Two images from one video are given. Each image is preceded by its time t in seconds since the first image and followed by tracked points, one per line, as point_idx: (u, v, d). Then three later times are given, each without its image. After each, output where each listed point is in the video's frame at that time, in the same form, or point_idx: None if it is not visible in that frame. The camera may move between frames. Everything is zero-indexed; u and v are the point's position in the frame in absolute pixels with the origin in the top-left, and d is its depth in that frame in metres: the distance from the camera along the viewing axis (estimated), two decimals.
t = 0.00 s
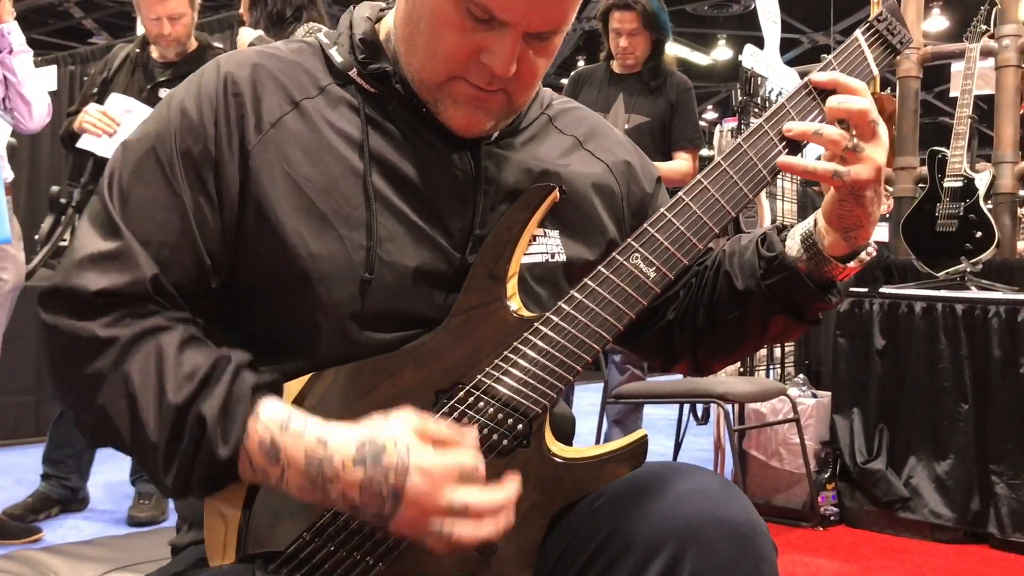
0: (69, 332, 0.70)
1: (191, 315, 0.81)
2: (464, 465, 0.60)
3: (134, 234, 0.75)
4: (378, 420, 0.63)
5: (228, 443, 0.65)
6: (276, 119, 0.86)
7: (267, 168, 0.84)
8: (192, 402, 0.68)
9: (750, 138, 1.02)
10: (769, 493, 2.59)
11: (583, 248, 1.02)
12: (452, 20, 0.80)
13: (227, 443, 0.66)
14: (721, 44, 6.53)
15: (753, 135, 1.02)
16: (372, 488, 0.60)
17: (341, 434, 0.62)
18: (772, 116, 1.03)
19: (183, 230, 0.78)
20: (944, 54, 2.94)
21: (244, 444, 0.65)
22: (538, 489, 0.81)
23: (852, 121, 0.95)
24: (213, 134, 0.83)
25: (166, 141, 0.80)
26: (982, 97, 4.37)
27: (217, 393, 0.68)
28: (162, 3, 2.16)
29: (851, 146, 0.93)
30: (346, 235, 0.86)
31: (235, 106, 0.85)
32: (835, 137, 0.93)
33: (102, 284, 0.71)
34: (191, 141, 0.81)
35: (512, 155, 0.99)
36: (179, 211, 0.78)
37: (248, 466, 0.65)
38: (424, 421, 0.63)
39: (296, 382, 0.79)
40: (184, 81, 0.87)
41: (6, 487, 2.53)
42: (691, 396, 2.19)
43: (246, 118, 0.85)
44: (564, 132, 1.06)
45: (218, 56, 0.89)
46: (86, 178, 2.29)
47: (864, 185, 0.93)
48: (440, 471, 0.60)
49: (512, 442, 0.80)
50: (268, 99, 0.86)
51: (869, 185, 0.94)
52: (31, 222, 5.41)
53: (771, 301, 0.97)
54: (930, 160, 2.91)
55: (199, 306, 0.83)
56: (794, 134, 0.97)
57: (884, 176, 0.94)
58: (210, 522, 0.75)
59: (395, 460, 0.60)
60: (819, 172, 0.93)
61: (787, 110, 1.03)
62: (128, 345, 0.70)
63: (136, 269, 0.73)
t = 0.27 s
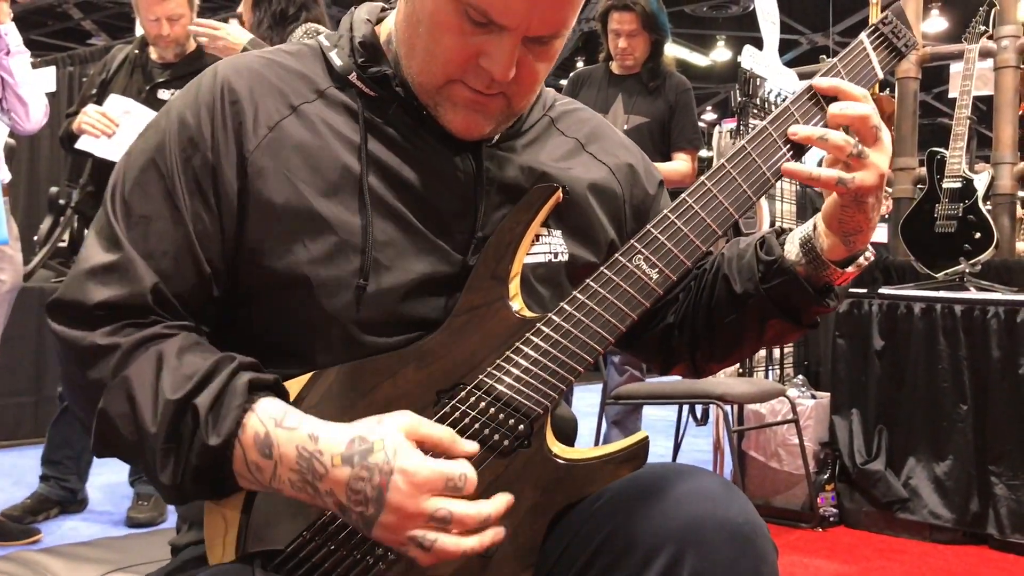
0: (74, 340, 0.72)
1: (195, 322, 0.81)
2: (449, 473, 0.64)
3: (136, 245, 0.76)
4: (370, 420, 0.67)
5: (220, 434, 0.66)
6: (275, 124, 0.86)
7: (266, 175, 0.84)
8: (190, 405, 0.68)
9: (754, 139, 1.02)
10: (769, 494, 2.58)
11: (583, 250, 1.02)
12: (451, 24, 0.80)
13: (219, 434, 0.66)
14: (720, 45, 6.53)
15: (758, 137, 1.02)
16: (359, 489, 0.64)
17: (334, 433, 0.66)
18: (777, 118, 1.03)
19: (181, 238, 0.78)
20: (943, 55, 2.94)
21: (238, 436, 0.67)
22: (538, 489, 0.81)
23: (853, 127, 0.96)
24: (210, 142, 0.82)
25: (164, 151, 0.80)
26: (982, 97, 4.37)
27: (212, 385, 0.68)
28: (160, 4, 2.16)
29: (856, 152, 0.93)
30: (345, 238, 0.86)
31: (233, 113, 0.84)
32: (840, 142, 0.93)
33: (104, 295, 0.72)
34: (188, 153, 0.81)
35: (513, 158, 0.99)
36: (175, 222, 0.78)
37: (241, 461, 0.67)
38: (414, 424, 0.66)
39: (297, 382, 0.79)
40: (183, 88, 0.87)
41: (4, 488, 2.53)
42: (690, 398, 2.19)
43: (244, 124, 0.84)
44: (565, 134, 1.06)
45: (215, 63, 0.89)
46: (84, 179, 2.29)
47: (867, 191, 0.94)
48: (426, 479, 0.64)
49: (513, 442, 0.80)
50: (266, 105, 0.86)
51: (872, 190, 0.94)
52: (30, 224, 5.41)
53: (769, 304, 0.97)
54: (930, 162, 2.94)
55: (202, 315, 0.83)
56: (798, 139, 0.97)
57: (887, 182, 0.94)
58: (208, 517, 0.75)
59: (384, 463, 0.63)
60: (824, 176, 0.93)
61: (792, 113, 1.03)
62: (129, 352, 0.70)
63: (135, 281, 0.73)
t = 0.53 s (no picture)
0: (54, 332, 0.71)
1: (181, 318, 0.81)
2: (436, 399, 0.58)
3: (119, 246, 0.75)
4: (342, 382, 0.60)
5: (213, 428, 0.66)
6: (271, 125, 0.86)
7: (262, 176, 0.84)
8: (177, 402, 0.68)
9: (751, 137, 1.02)
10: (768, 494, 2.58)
11: (580, 250, 1.02)
12: (449, 21, 0.80)
13: (213, 428, 0.66)
14: (720, 45, 6.53)
15: (755, 135, 1.02)
16: (359, 452, 0.58)
17: (314, 409, 0.61)
18: (773, 117, 1.03)
19: (171, 241, 0.78)
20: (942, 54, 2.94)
21: (229, 426, 0.66)
22: (536, 489, 0.81)
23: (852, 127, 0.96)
24: (204, 144, 0.82)
25: (155, 151, 0.80)
26: (981, 97, 4.37)
27: (198, 373, 0.69)
28: (159, 3, 2.16)
29: (854, 152, 0.93)
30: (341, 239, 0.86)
31: (229, 113, 0.84)
32: (838, 142, 0.92)
33: (85, 293, 0.72)
34: (182, 153, 0.81)
35: (510, 157, 0.99)
36: (166, 223, 0.78)
37: (239, 450, 0.66)
38: (383, 366, 0.60)
39: (296, 379, 0.79)
40: (178, 88, 0.87)
41: (4, 488, 2.53)
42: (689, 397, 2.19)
43: (239, 126, 0.84)
44: (563, 135, 1.06)
45: (210, 65, 0.89)
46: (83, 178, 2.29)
47: (866, 190, 0.93)
48: (414, 420, 0.57)
49: (509, 441, 0.80)
50: (263, 105, 0.86)
51: (871, 190, 0.93)
52: (31, 224, 5.41)
53: (766, 304, 0.97)
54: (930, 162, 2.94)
55: (188, 312, 0.82)
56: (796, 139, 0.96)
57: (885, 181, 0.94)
58: (205, 520, 0.75)
59: (370, 419, 0.57)
60: (821, 176, 0.92)
61: (788, 112, 1.03)
62: (111, 343, 0.70)
63: (118, 278, 0.73)
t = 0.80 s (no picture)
0: (74, 336, 0.71)
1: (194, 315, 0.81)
2: (455, 496, 0.64)
3: (132, 236, 0.76)
4: (390, 429, 0.68)
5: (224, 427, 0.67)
6: (272, 121, 0.86)
7: (264, 171, 0.84)
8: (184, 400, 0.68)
9: (748, 137, 1.02)
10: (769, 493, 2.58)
11: (580, 249, 1.02)
12: (448, 20, 0.80)
13: (234, 442, 0.68)
14: (720, 44, 6.53)
15: (752, 134, 1.02)
16: (364, 489, 0.65)
17: (348, 434, 0.68)
18: (771, 117, 1.03)
19: (178, 232, 0.78)
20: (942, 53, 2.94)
21: (249, 441, 0.68)
22: (537, 489, 0.81)
23: (848, 124, 0.95)
24: (208, 136, 0.83)
25: (162, 145, 0.80)
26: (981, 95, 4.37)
27: (214, 394, 0.69)
28: (160, 3, 2.16)
29: (848, 148, 0.92)
30: (341, 238, 0.86)
31: (230, 108, 0.85)
32: (831, 139, 0.92)
33: (104, 289, 0.72)
34: (188, 143, 0.81)
35: (509, 156, 0.99)
36: (174, 213, 0.78)
37: (252, 460, 0.69)
38: (433, 446, 0.67)
39: (297, 381, 0.79)
40: (180, 84, 0.87)
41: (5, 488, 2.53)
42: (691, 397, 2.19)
43: (241, 120, 0.85)
44: (562, 134, 1.06)
45: (214, 60, 0.89)
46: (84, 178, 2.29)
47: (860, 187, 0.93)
48: (432, 492, 0.64)
49: (510, 441, 0.80)
50: (264, 100, 0.86)
51: (865, 186, 0.93)
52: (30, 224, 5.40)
53: (764, 303, 0.97)
54: (929, 160, 2.90)
55: (199, 308, 0.82)
56: (789, 136, 0.96)
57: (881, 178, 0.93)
58: (207, 522, 0.75)
59: (393, 470, 0.65)
60: (814, 173, 0.92)
61: (786, 111, 1.03)
62: (132, 347, 0.71)
63: (138, 272, 0.74)
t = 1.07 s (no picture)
0: (68, 331, 0.71)
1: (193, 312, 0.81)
2: (444, 457, 0.61)
3: (131, 237, 0.75)
4: (372, 403, 0.66)
5: (214, 426, 0.67)
6: (273, 118, 0.86)
7: (265, 168, 0.84)
8: (180, 397, 0.68)
9: (751, 135, 1.01)
10: (770, 491, 2.58)
11: (581, 248, 1.02)
12: (447, 17, 0.80)
13: (214, 426, 0.67)
14: (721, 41, 6.51)
15: (755, 133, 1.02)
16: (353, 470, 0.63)
17: (330, 415, 0.66)
18: (772, 115, 1.03)
19: (178, 231, 0.78)
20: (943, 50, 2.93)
21: (232, 425, 0.67)
22: (538, 486, 0.81)
23: (851, 120, 0.95)
24: (209, 135, 0.82)
25: (163, 145, 0.80)
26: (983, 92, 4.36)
27: (203, 371, 0.69)
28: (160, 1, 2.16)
29: (852, 144, 0.93)
30: (342, 235, 0.86)
31: (231, 107, 0.85)
32: (836, 136, 0.93)
33: (100, 286, 0.72)
34: (189, 144, 0.81)
35: (510, 154, 0.99)
36: (175, 212, 0.78)
37: (237, 448, 0.68)
38: (415, 411, 0.64)
39: (297, 376, 0.79)
40: (181, 83, 0.87)
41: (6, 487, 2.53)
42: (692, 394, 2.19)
43: (242, 117, 0.84)
44: (564, 132, 1.06)
45: (214, 58, 0.89)
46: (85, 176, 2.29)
47: (866, 183, 0.93)
48: (421, 461, 0.61)
49: (511, 439, 0.80)
50: (265, 99, 0.86)
51: (871, 183, 0.94)
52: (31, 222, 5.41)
53: (769, 301, 0.97)
54: (930, 156, 2.89)
55: (201, 306, 0.82)
56: (794, 134, 0.97)
57: (886, 174, 0.94)
58: (207, 520, 0.74)
59: (377, 445, 0.62)
60: (824, 168, 0.92)
61: (787, 109, 1.03)
62: (122, 341, 0.70)
63: (132, 271, 0.74)
